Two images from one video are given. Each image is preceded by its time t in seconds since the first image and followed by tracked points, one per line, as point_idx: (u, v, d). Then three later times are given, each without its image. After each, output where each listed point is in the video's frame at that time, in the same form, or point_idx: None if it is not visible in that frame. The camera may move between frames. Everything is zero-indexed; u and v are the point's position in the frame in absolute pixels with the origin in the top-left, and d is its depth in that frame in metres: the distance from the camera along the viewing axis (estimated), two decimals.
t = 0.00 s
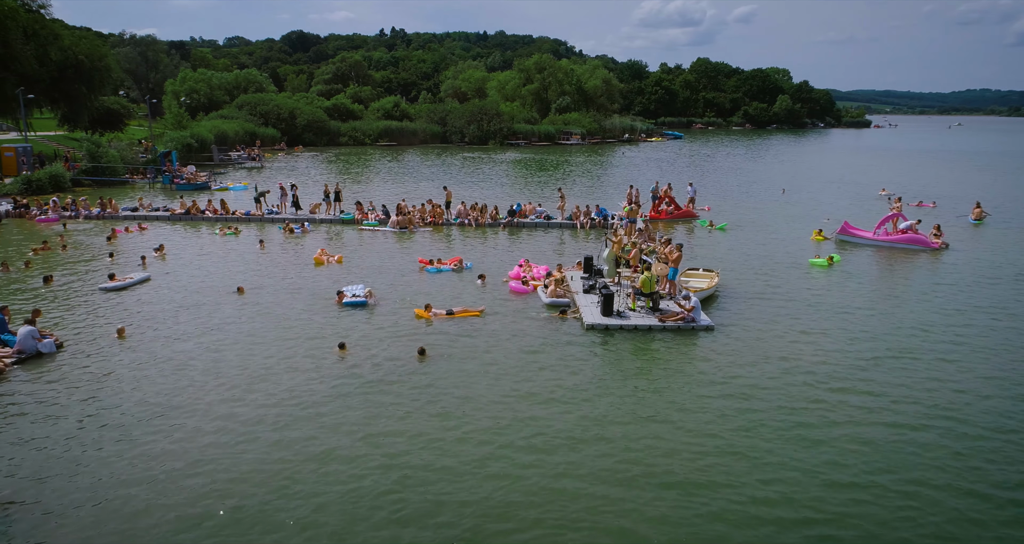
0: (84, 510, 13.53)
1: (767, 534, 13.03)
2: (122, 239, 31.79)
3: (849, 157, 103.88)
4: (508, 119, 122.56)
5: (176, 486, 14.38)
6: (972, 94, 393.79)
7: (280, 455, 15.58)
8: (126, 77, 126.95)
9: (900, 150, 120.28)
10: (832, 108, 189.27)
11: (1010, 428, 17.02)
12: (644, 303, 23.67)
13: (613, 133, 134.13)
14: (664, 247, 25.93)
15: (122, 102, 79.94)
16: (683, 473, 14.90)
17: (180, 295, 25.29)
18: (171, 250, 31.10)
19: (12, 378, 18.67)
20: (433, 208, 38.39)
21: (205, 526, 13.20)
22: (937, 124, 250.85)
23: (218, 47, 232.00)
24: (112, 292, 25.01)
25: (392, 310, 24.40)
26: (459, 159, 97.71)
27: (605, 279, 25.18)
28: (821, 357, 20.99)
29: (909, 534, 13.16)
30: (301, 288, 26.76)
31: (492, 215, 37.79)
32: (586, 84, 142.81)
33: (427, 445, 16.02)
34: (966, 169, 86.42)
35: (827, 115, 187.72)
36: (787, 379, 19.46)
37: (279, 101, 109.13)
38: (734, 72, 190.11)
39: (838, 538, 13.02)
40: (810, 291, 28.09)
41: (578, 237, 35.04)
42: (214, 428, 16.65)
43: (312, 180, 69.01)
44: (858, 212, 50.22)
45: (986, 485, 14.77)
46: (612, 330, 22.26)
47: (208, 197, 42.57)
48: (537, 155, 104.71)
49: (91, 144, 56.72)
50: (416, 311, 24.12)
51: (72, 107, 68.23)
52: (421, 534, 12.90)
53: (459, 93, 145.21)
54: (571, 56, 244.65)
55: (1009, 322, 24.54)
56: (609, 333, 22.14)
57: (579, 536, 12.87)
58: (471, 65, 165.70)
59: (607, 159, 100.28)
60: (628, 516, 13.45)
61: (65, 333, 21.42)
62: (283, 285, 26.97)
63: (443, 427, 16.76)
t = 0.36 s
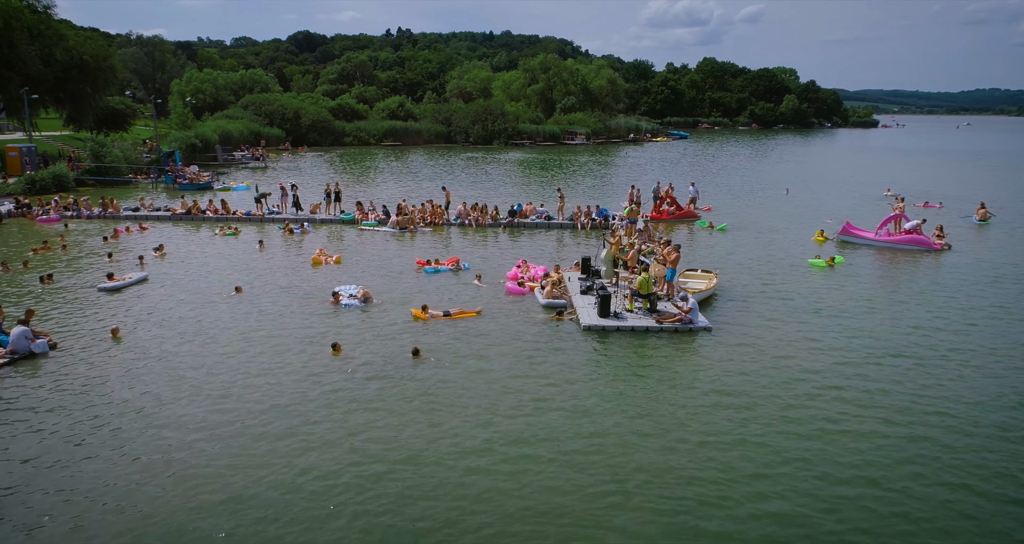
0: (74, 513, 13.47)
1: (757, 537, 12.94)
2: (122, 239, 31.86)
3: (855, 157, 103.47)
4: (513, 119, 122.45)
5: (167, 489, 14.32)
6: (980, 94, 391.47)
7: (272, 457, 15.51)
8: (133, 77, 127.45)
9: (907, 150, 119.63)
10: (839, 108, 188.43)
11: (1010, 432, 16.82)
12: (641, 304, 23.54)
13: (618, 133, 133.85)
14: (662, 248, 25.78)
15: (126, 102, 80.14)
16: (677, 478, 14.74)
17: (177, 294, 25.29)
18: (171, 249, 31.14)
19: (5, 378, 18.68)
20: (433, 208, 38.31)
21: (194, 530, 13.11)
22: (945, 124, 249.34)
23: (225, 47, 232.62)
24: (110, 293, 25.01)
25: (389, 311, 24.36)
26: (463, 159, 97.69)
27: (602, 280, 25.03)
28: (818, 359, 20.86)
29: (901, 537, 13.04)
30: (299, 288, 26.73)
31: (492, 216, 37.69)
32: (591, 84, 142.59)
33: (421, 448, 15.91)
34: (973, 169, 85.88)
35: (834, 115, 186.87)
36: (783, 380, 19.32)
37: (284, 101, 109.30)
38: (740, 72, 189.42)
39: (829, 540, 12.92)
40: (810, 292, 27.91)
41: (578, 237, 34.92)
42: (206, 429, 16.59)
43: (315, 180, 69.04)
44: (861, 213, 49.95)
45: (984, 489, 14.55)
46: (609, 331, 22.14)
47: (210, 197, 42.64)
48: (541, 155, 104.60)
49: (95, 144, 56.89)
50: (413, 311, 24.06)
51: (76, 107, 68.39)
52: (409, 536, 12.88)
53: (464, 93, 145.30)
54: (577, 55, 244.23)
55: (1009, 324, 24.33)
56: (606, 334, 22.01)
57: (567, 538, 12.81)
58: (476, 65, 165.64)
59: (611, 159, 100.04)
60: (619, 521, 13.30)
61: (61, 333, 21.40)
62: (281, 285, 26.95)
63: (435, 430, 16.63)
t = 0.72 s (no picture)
0: (65, 517, 13.47)
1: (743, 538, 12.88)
2: (122, 239, 31.95)
3: (862, 157, 102.89)
4: (518, 119, 122.32)
5: (157, 492, 14.31)
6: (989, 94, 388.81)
7: (263, 459, 15.47)
8: (139, 77, 127.90)
9: (915, 150, 118.78)
10: (847, 108, 187.46)
11: (1009, 435, 16.62)
12: (638, 305, 23.40)
13: (623, 133, 133.54)
14: (660, 249, 25.62)
15: (132, 102, 80.38)
16: (670, 480, 14.62)
17: (175, 295, 25.32)
18: (170, 249, 31.18)
19: None
20: (433, 208, 38.20)
21: (183, 533, 13.07)
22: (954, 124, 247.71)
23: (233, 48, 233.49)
24: (108, 293, 25.10)
25: (385, 311, 24.31)
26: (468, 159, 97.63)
27: (600, 281, 24.88)
28: (814, 360, 20.70)
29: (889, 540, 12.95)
30: (296, 288, 26.71)
31: (493, 216, 37.62)
32: (596, 84, 142.30)
33: (412, 448, 15.84)
34: (981, 169, 85.17)
35: (841, 115, 185.94)
36: (777, 381, 19.20)
37: (289, 101, 109.50)
38: (747, 71, 188.68)
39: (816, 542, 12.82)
40: (809, 293, 27.72)
41: (579, 238, 34.77)
42: (198, 432, 16.57)
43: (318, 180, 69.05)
44: (865, 214, 49.67)
45: (981, 493, 14.37)
46: (606, 333, 22.01)
47: (212, 197, 42.69)
48: (546, 155, 104.47)
49: (99, 144, 57.08)
50: (410, 312, 24.01)
51: (81, 107, 68.57)
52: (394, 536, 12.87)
53: (469, 93, 145.32)
54: (584, 55, 243.91)
55: (1010, 325, 24.11)
56: (603, 336, 21.90)
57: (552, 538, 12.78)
58: (482, 65, 165.52)
59: (616, 159, 99.83)
60: (610, 523, 13.19)
61: (56, 334, 21.44)
62: (278, 285, 26.94)
63: (428, 431, 16.56)
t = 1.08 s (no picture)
0: (51, 518, 13.40)
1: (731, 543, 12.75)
2: (122, 239, 32.01)
3: (869, 158, 102.42)
4: (523, 119, 122.21)
5: (145, 493, 14.26)
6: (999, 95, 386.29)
7: (253, 462, 15.38)
8: (146, 77, 128.43)
9: (923, 150, 117.99)
10: (854, 108, 186.53)
11: (1008, 444, 16.41)
12: (635, 307, 23.26)
13: (629, 134, 133.23)
14: (658, 250, 25.46)
15: (137, 102, 80.65)
16: (662, 484, 14.47)
17: (172, 295, 25.31)
18: (169, 249, 31.21)
19: None
20: (434, 208, 38.13)
21: (168, 537, 12.96)
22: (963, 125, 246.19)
23: (241, 48, 234.32)
24: (105, 292, 25.11)
25: (381, 312, 24.24)
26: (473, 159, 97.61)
27: (597, 282, 24.75)
28: (811, 364, 20.54)
29: None
30: (294, 288, 26.66)
31: (493, 216, 37.54)
32: (602, 84, 142.04)
33: (404, 452, 15.73)
34: (989, 170, 84.52)
35: (849, 115, 185.04)
36: (773, 385, 19.05)
37: (294, 101, 109.73)
38: (754, 71, 188.09)
39: None
40: (809, 296, 27.52)
41: (579, 239, 34.62)
42: (187, 433, 16.48)
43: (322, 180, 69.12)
44: (869, 214, 49.37)
45: (978, 502, 14.19)
46: (602, 334, 21.87)
47: (214, 197, 42.77)
48: (551, 155, 104.32)
49: (103, 143, 57.30)
50: (406, 312, 23.93)
51: (86, 107, 68.80)
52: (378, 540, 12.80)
53: (475, 93, 145.45)
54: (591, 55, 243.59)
55: (1011, 329, 23.85)
56: (599, 338, 21.74)
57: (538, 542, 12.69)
58: (488, 65, 165.49)
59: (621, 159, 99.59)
60: (601, 529, 13.05)
61: (50, 333, 21.42)
62: (276, 285, 26.90)
63: (419, 434, 16.46)
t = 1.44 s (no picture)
0: (37, 516, 13.42)
1: None
2: (122, 239, 32.11)
3: (876, 158, 101.86)
4: (528, 119, 122.09)
5: (130, 493, 14.22)
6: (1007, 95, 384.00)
7: (241, 463, 15.35)
8: (152, 77, 128.88)
9: (930, 150, 117.32)
10: (861, 108, 185.62)
11: (1004, 447, 16.22)
12: (631, 308, 23.14)
13: (634, 133, 132.90)
14: (655, 251, 25.34)
15: (142, 102, 80.93)
16: (651, 488, 14.37)
17: (168, 294, 25.32)
18: (168, 249, 31.25)
19: None
20: (434, 208, 38.07)
21: (152, 538, 12.91)
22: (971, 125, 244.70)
23: (248, 48, 235.03)
24: (101, 292, 25.17)
25: (377, 312, 24.19)
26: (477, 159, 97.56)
27: (593, 283, 24.65)
28: (806, 366, 20.40)
29: None
30: (291, 288, 26.64)
31: (493, 216, 37.46)
32: (607, 84, 141.70)
33: (393, 454, 15.66)
34: (996, 170, 83.87)
35: (856, 115, 184.15)
36: (767, 388, 18.92)
37: (299, 101, 109.94)
38: (760, 71, 187.50)
39: None
40: (808, 297, 27.34)
41: (578, 239, 34.51)
42: (175, 433, 16.45)
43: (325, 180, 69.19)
44: (873, 215, 49.07)
45: (972, 506, 14.02)
46: (597, 336, 21.77)
47: (215, 197, 42.87)
48: (555, 155, 104.17)
49: (106, 144, 57.52)
50: (402, 313, 23.86)
51: (91, 107, 69.05)
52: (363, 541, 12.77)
53: (480, 93, 145.41)
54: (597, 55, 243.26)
55: (1011, 331, 23.62)
56: (594, 339, 21.64)
57: None
58: (494, 65, 165.43)
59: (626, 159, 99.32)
60: (588, 534, 12.96)
61: (45, 334, 21.46)
62: (273, 286, 26.89)
63: (409, 436, 16.40)
